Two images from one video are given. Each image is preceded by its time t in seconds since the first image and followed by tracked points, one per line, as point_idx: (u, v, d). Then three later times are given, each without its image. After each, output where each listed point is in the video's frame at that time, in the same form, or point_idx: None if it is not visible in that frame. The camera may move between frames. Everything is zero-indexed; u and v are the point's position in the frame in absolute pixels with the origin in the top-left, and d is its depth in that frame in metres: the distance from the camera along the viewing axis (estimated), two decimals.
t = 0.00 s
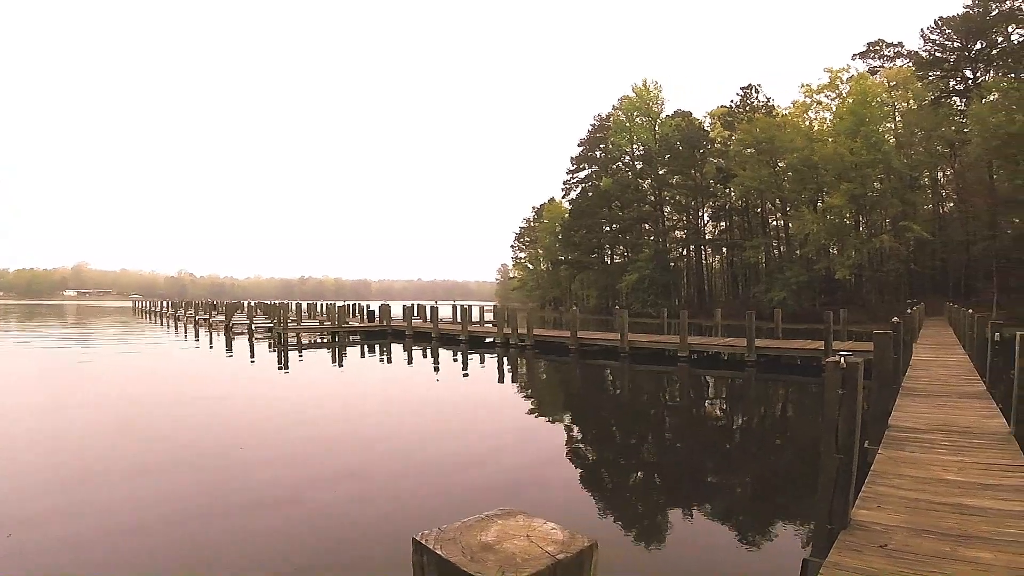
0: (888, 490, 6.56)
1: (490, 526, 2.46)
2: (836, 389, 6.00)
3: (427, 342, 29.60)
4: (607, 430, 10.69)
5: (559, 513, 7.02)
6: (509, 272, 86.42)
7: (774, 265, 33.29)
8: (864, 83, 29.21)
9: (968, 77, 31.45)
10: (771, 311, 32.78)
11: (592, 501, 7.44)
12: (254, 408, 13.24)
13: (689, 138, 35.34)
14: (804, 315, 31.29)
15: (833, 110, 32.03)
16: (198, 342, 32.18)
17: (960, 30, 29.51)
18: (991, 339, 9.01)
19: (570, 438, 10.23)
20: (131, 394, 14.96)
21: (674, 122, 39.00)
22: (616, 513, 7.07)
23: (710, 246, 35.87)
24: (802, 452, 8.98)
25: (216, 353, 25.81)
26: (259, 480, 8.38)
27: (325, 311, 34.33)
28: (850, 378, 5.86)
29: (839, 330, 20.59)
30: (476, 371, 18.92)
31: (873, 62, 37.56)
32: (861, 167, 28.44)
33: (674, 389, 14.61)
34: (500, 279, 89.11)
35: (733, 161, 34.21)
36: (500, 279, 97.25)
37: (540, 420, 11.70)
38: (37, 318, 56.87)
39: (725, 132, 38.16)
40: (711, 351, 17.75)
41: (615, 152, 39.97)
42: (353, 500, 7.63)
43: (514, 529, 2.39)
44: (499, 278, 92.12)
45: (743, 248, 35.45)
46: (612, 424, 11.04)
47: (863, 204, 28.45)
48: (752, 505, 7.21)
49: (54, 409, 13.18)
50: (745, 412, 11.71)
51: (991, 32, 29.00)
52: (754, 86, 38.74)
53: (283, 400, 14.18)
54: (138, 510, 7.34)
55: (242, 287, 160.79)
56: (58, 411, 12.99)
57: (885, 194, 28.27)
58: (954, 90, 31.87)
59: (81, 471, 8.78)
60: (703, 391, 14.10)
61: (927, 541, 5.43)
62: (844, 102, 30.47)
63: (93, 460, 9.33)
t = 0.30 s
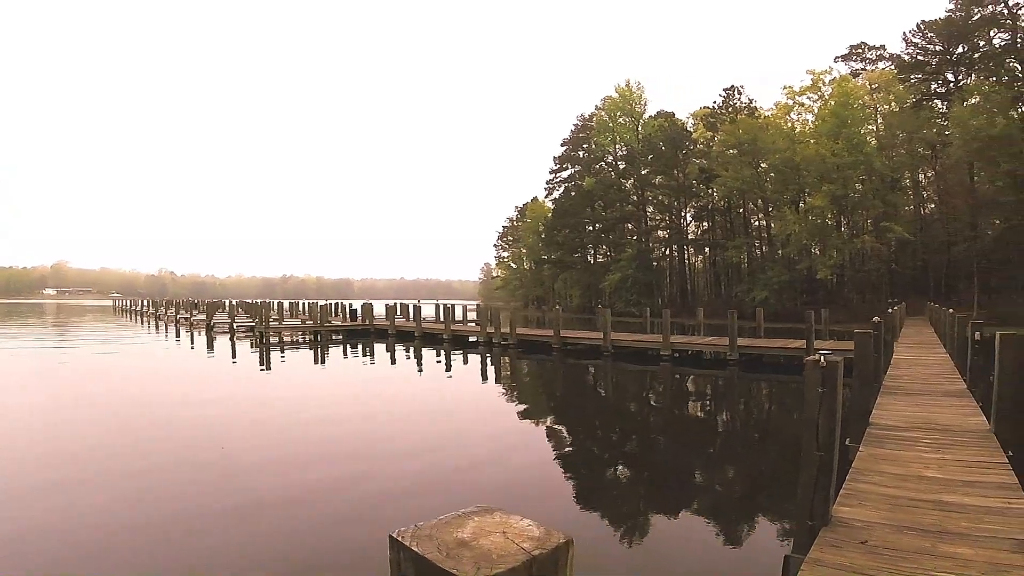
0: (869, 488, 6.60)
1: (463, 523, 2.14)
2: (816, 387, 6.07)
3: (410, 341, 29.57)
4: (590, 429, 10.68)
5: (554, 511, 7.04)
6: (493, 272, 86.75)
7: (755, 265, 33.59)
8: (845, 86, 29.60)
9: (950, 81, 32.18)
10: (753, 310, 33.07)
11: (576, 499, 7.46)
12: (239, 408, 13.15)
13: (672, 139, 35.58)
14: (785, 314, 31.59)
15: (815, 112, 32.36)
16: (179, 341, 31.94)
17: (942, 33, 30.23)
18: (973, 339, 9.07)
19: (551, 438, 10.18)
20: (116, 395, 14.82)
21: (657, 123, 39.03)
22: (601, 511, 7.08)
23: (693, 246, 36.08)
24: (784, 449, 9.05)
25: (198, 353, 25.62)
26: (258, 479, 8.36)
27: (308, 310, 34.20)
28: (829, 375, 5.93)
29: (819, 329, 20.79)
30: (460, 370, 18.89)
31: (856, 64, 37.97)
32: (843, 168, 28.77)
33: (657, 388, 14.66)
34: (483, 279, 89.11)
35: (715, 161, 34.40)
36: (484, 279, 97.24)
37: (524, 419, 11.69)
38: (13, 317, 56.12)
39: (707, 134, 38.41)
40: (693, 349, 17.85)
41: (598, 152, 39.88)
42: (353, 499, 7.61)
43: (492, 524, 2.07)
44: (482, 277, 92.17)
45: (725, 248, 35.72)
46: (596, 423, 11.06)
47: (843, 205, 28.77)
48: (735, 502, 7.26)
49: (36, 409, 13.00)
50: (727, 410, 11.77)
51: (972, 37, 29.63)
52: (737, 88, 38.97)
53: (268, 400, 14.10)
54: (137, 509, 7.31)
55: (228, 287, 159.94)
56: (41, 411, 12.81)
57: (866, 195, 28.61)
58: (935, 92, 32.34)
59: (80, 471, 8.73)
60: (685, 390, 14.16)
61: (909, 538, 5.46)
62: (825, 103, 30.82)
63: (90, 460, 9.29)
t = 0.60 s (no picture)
0: (842, 485, 6.70)
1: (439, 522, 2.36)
2: (791, 385, 6.09)
3: (389, 339, 29.49)
4: (570, 428, 10.70)
5: (546, 509, 7.12)
6: (472, 270, 86.52)
7: (733, 264, 33.89)
8: (824, 88, 29.92)
9: (929, 84, 32.67)
10: (730, 310, 33.39)
11: (557, 498, 7.47)
12: (222, 408, 13.05)
13: (651, 138, 35.71)
14: (762, 313, 31.99)
15: (794, 113, 32.61)
16: (154, 340, 31.47)
17: (922, 37, 30.83)
18: (947, 340, 9.26)
19: (530, 438, 10.14)
20: (95, 394, 14.63)
21: (638, 123, 39.08)
22: (579, 510, 7.11)
23: (673, 245, 36.25)
24: (761, 447, 9.14)
25: (174, 351, 25.30)
26: (256, 480, 8.39)
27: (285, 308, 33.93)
28: (804, 374, 5.99)
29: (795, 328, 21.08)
30: (440, 369, 18.88)
31: (835, 66, 38.52)
32: (820, 169, 29.25)
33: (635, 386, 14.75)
34: (462, 277, 88.89)
35: (695, 161, 34.60)
36: (464, 277, 97.11)
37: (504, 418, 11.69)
38: None
39: (687, 134, 38.63)
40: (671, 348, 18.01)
41: (578, 152, 39.83)
42: (350, 498, 7.66)
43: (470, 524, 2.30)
44: (460, 276, 91.99)
45: (703, 248, 36.04)
46: (575, 422, 11.09)
47: (820, 205, 29.16)
48: (715, 500, 7.34)
49: (15, 411, 12.78)
50: (705, 409, 11.86)
51: (951, 41, 30.25)
52: (717, 88, 39.10)
53: (250, 400, 13.98)
54: (139, 510, 7.34)
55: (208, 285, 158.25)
56: (20, 413, 12.59)
57: (842, 196, 29.06)
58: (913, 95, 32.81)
59: (78, 472, 8.74)
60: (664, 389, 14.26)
61: (883, 535, 5.54)
62: (805, 105, 31.12)
63: (88, 461, 9.28)
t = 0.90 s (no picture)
0: (815, 482, 6.79)
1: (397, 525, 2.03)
2: (764, 383, 6.13)
3: (365, 338, 29.37)
4: (548, 427, 10.69)
5: (526, 506, 7.15)
6: (448, 269, 86.27)
7: (708, 264, 34.20)
8: (800, 90, 30.33)
9: (905, 86, 33.00)
10: (706, 309, 33.76)
11: (534, 497, 7.46)
12: (202, 408, 12.92)
13: (628, 138, 35.81)
14: (737, 312, 32.38)
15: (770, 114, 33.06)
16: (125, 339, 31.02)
17: (898, 40, 31.12)
18: (921, 338, 9.41)
19: (507, 437, 10.14)
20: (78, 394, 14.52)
21: (614, 122, 39.22)
22: (555, 507, 7.13)
23: (648, 245, 36.43)
24: (736, 445, 9.23)
25: (146, 350, 24.99)
26: (253, 481, 8.31)
27: (261, 306, 33.65)
28: (776, 372, 6.02)
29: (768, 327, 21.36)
30: (418, 368, 18.84)
31: (812, 69, 39.08)
32: (795, 169, 29.73)
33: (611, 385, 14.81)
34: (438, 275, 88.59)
35: (671, 161, 34.74)
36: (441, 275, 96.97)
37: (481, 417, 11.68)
38: None
39: (665, 134, 38.87)
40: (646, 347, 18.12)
41: (555, 151, 39.96)
42: (348, 497, 7.60)
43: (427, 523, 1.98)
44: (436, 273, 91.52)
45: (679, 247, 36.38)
46: (552, 421, 11.11)
47: (795, 206, 29.55)
48: (691, 498, 7.41)
49: None
50: (680, 407, 11.94)
51: (927, 44, 30.57)
52: (694, 89, 39.40)
53: (231, 400, 13.86)
54: (135, 510, 7.25)
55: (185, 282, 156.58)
56: None
57: (816, 197, 29.56)
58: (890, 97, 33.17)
59: (73, 471, 8.63)
60: (640, 387, 14.33)
61: (855, 531, 5.62)
62: (781, 106, 31.47)
63: (73, 460, 9.17)
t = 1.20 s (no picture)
0: (785, 477, 6.89)
1: (374, 512, 2.03)
2: (735, 380, 6.16)
3: (337, 337, 29.14)
4: (523, 425, 10.72)
5: (503, 504, 7.16)
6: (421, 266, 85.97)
7: (680, 263, 34.54)
8: (773, 91, 30.70)
9: (876, 89, 33.25)
10: (678, 307, 34.17)
11: (509, 495, 7.48)
12: (185, 407, 12.77)
13: (601, 137, 35.83)
14: (708, 310, 32.84)
15: (743, 114, 33.67)
16: (92, 338, 30.42)
17: (871, 43, 31.29)
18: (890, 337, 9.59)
19: (482, 435, 10.14)
20: (60, 392, 14.35)
21: (587, 121, 39.28)
22: (530, 504, 7.20)
23: (621, 243, 36.60)
24: (708, 442, 9.34)
25: (114, 350, 24.52)
26: (253, 481, 8.24)
27: (232, 305, 33.22)
28: (747, 370, 6.02)
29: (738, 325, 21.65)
30: (390, 367, 18.73)
31: (784, 70, 39.72)
32: (766, 169, 30.25)
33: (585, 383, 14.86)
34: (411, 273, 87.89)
35: (645, 160, 34.89)
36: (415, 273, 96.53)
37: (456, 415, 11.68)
38: None
39: (637, 133, 39.14)
40: (618, 345, 18.23)
41: (528, 149, 40.25)
42: (344, 495, 7.60)
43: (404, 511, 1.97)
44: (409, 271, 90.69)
45: (651, 245, 36.75)
46: (526, 419, 11.13)
47: (766, 205, 29.98)
48: (664, 494, 7.49)
49: None
50: (653, 405, 12.08)
51: (899, 47, 30.76)
52: (667, 88, 39.71)
53: (213, 398, 13.72)
54: (132, 513, 7.16)
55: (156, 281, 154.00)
56: None
57: (787, 197, 30.11)
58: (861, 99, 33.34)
59: (70, 472, 8.53)
60: (613, 385, 14.42)
61: (826, 526, 5.71)
62: (754, 107, 31.84)
63: (61, 461, 9.05)
